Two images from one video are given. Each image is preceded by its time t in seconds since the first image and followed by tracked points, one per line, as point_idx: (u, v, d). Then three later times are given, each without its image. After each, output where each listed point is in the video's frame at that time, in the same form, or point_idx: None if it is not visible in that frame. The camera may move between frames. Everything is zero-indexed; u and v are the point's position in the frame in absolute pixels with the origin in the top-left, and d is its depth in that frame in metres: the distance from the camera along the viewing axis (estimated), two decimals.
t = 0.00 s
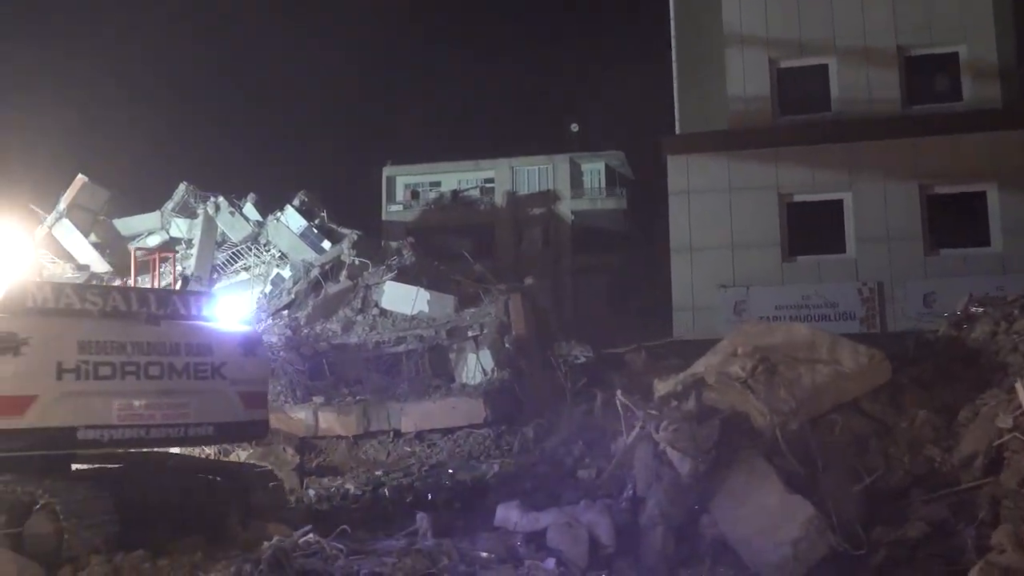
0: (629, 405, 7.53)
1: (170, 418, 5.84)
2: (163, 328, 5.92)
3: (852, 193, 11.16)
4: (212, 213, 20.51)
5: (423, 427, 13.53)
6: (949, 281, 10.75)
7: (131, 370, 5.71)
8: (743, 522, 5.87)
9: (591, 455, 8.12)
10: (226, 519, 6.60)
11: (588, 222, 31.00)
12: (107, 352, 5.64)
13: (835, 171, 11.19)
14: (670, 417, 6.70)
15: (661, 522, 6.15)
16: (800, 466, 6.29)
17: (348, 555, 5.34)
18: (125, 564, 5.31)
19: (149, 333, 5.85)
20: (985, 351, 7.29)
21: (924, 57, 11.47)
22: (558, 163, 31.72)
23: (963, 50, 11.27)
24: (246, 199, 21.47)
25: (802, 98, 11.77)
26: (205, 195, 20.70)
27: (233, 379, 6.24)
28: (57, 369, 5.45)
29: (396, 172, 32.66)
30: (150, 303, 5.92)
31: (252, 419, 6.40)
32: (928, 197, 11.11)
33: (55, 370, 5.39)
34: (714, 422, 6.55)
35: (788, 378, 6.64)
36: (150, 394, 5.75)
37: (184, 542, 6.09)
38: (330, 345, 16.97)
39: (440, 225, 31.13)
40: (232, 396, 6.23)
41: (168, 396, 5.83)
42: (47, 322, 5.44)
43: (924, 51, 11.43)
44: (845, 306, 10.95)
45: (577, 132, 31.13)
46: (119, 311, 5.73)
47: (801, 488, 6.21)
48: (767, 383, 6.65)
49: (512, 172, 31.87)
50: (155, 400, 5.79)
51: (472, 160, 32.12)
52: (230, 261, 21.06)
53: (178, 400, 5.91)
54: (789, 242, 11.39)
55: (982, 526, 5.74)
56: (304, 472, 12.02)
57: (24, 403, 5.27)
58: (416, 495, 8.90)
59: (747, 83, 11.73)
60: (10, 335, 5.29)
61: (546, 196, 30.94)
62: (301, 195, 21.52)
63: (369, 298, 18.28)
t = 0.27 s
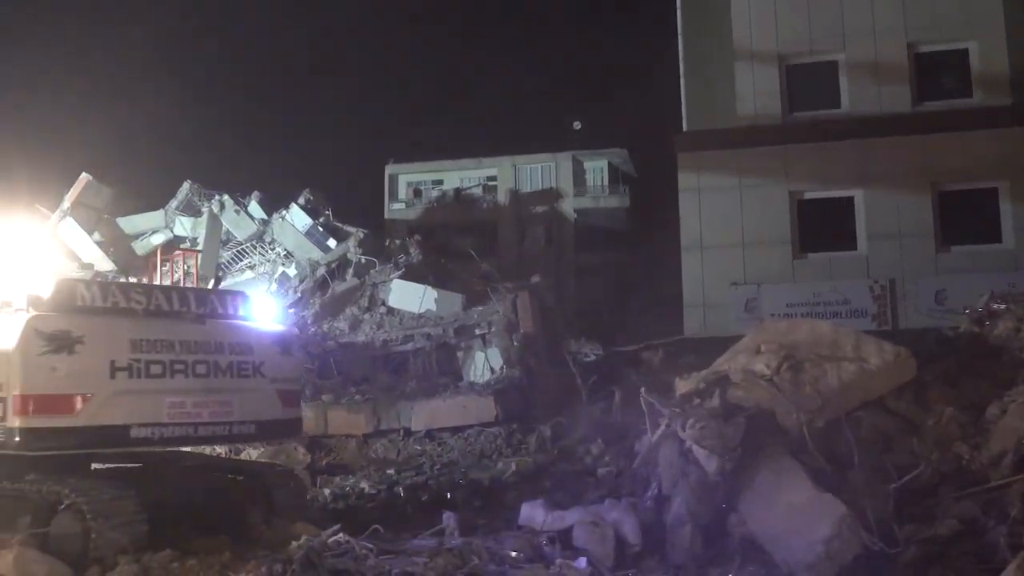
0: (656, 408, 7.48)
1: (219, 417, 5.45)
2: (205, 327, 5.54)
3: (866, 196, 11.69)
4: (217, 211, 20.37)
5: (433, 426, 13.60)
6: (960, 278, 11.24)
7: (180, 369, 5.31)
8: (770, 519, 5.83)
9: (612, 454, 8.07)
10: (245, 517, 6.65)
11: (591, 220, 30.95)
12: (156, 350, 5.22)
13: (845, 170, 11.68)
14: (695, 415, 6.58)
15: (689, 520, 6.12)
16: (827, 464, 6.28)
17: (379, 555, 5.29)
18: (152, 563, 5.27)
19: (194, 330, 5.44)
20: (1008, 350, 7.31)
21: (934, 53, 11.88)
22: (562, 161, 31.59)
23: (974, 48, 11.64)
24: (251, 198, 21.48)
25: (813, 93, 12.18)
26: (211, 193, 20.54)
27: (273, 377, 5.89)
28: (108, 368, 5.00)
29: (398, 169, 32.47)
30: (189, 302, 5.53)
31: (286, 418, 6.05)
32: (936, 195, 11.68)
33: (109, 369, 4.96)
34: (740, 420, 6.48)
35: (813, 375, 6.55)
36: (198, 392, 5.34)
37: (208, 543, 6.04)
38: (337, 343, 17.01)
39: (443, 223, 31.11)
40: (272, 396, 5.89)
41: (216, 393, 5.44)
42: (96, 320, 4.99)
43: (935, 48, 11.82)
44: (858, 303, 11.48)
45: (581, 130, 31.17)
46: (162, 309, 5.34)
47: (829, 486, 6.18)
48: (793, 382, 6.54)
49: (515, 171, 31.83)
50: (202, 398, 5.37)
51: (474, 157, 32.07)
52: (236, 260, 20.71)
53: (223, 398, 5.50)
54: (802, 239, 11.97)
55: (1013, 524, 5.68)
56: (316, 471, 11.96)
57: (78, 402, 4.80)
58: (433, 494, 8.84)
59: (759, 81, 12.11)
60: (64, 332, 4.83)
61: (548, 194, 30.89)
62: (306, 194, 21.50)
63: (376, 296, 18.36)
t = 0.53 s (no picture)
0: (683, 406, 7.29)
1: (261, 416, 5.59)
2: (248, 327, 5.68)
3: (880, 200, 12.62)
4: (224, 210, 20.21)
5: (446, 425, 13.52)
6: (970, 277, 12.26)
7: (225, 369, 5.46)
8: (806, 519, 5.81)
9: (635, 455, 8.06)
10: (275, 516, 6.66)
11: (595, 221, 30.99)
12: (201, 350, 5.38)
13: (856, 172, 12.63)
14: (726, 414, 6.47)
15: (723, 521, 6.09)
16: (860, 464, 6.27)
17: (415, 556, 5.25)
18: (188, 565, 5.24)
19: (235, 331, 5.59)
20: None
21: (945, 52, 12.93)
22: (565, 161, 31.80)
23: (985, 46, 12.67)
24: (256, 198, 21.54)
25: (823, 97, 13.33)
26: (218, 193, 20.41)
27: (310, 376, 6.03)
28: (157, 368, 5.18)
29: (401, 168, 32.46)
30: (232, 303, 5.67)
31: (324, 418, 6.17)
32: (951, 193, 12.57)
33: (158, 369, 5.13)
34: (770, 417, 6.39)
35: (845, 374, 6.53)
36: (241, 393, 5.50)
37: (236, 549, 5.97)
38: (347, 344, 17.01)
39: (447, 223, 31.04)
40: (311, 395, 6.02)
41: (259, 393, 5.59)
42: (144, 320, 5.17)
43: (946, 47, 12.87)
44: (871, 302, 12.48)
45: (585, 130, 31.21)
46: (202, 310, 5.48)
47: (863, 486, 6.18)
48: (823, 380, 6.49)
49: (518, 171, 31.86)
50: (245, 398, 5.53)
51: (479, 157, 31.99)
52: (242, 260, 20.19)
53: (265, 398, 5.66)
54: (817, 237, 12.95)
55: None
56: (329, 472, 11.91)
57: (127, 400, 4.98)
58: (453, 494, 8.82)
59: (769, 81, 13.29)
60: (114, 333, 5.02)
61: (553, 193, 30.73)
62: (312, 194, 21.46)
63: (385, 296, 18.34)
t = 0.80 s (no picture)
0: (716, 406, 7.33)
1: (298, 416, 5.69)
2: (285, 327, 5.78)
3: (894, 198, 12.65)
4: (233, 211, 20.76)
5: (461, 425, 13.39)
6: (987, 277, 12.28)
7: (265, 368, 5.55)
8: (841, 519, 5.77)
9: (660, 455, 8.00)
10: (300, 517, 6.48)
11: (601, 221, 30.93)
12: (242, 350, 5.46)
13: (870, 171, 12.67)
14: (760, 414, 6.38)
15: (757, 521, 6.03)
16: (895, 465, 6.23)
17: (450, 558, 5.18)
18: (221, 567, 5.19)
19: (274, 331, 5.68)
20: None
21: (959, 52, 12.95)
22: (571, 161, 31.54)
23: (999, 44, 12.74)
24: (264, 198, 21.50)
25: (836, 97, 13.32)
26: (225, 194, 20.93)
27: (344, 377, 6.13)
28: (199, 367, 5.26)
29: (407, 169, 32.38)
30: (269, 303, 5.76)
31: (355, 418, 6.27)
32: (966, 192, 12.57)
33: (200, 368, 5.21)
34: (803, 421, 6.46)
35: (876, 373, 6.39)
36: (279, 392, 5.59)
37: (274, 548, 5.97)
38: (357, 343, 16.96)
39: (452, 224, 30.99)
40: (344, 395, 6.12)
41: (297, 393, 5.69)
42: (187, 320, 5.25)
43: (960, 46, 12.90)
44: (887, 302, 12.49)
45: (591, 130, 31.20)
46: (241, 310, 5.57)
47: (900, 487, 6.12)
48: (855, 379, 6.38)
49: (524, 170, 31.69)
50: (284, 397, 5.62)
51: (484, 157, 31.88)
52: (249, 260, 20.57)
53: (303, 397, 5.75)
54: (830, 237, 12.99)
55: None
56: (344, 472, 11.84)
57: (172, 400, 5.06)
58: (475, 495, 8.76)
59: (781, 83, 13.30)
60: (159, 332, 5.09)
61: (558, 194, 30.77)
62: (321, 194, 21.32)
63: (396, 296, 18.27)
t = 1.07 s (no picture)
0: (760, 405, 7.17)
1: (346, 415, 5.77)
2: (332, 326, 5.87)
3: (915, 198, 12.81)
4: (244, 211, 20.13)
5: (480, 426, 13.37)
6: (1009, 276, 12.44)
7: (314, 368, 5.63)
8: (889, 519, 5.71)
9: (693, 455, 7.95)
10: (339, 518, 6.53)
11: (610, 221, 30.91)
12: (291, 349, 5.54)
13: (892, 170, 12.87)
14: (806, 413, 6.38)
15: (802, 522, 5.95)
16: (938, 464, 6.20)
17: (500, 558, 5.14)
18: (269, 567, 5.16)
19: (322, 331, 5.76)
20: None
21: (978, 50, 13.03)
22: (580, 161, 31.56)
23: (1020, 43, 12.82)
24: (275, 197, 21.40)
25: (855, 95, 13.34)
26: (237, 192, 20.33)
27: (388, 376, 6.20)
28: (251, 367, 5.37)
29: (417, 168, 32.35)
30: (317, 303, 5.87)
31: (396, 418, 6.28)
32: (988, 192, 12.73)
33: (252, 367, 5.32)
34: (844, 421, 6.31)
35: (919, 373, 6.45)
36: (328, 391, 5.68)
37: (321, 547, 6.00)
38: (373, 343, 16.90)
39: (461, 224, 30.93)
40: (387, 394, 6.18)
41: (344, 392, 5.77)
42: (238, 319, 5.37)
43: (980, 45, 12.97)
44: (909, 302, 12.57)
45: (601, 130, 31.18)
46: (287, 309, 5.65)
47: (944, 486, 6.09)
48: (898, 377, 6.45)
49: (534, 171, 31.69)
50: (332, 397, 5.70)
51: (494, 157, 31.82)
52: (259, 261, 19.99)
53: (350, 396, 5.82)
54: (851, 236, 13.10)
55: None
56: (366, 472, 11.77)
57: (223, 399, 5.19)
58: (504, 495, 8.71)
59: (802, 82, 13.24)
60: (211, 331, 5.21)
61: (568, 194, 30.79)
62: (333, 194, 21.34)
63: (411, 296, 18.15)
